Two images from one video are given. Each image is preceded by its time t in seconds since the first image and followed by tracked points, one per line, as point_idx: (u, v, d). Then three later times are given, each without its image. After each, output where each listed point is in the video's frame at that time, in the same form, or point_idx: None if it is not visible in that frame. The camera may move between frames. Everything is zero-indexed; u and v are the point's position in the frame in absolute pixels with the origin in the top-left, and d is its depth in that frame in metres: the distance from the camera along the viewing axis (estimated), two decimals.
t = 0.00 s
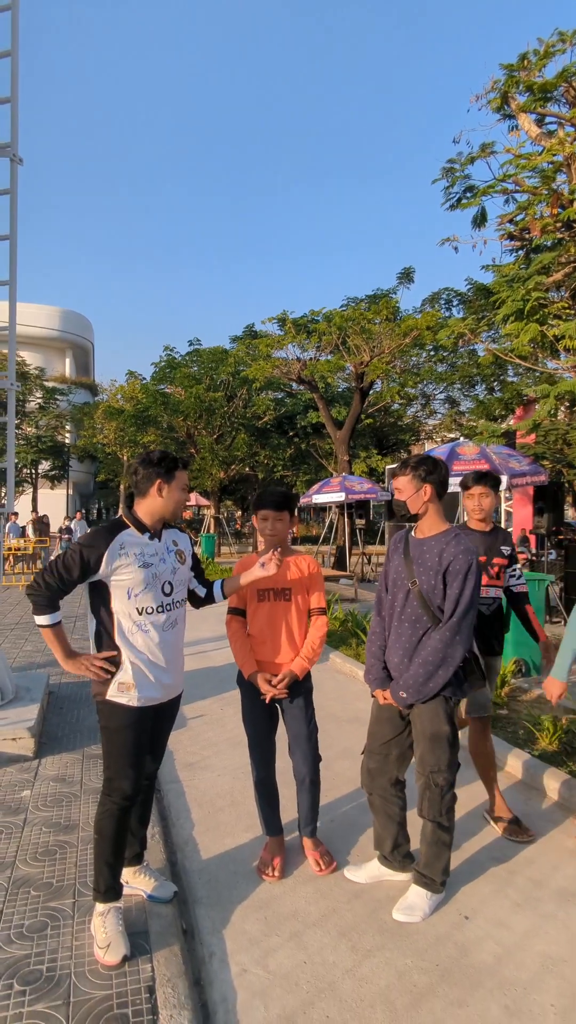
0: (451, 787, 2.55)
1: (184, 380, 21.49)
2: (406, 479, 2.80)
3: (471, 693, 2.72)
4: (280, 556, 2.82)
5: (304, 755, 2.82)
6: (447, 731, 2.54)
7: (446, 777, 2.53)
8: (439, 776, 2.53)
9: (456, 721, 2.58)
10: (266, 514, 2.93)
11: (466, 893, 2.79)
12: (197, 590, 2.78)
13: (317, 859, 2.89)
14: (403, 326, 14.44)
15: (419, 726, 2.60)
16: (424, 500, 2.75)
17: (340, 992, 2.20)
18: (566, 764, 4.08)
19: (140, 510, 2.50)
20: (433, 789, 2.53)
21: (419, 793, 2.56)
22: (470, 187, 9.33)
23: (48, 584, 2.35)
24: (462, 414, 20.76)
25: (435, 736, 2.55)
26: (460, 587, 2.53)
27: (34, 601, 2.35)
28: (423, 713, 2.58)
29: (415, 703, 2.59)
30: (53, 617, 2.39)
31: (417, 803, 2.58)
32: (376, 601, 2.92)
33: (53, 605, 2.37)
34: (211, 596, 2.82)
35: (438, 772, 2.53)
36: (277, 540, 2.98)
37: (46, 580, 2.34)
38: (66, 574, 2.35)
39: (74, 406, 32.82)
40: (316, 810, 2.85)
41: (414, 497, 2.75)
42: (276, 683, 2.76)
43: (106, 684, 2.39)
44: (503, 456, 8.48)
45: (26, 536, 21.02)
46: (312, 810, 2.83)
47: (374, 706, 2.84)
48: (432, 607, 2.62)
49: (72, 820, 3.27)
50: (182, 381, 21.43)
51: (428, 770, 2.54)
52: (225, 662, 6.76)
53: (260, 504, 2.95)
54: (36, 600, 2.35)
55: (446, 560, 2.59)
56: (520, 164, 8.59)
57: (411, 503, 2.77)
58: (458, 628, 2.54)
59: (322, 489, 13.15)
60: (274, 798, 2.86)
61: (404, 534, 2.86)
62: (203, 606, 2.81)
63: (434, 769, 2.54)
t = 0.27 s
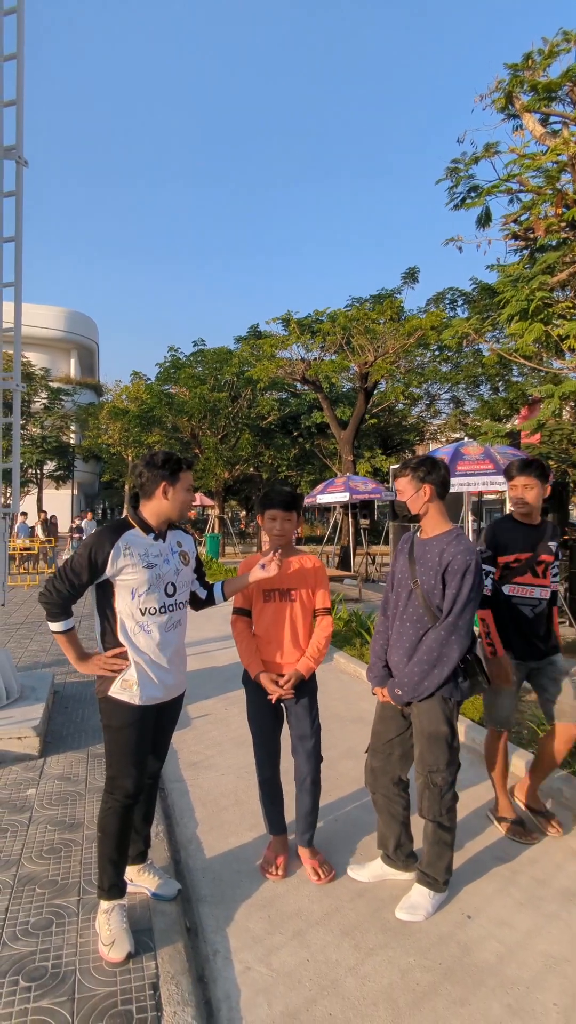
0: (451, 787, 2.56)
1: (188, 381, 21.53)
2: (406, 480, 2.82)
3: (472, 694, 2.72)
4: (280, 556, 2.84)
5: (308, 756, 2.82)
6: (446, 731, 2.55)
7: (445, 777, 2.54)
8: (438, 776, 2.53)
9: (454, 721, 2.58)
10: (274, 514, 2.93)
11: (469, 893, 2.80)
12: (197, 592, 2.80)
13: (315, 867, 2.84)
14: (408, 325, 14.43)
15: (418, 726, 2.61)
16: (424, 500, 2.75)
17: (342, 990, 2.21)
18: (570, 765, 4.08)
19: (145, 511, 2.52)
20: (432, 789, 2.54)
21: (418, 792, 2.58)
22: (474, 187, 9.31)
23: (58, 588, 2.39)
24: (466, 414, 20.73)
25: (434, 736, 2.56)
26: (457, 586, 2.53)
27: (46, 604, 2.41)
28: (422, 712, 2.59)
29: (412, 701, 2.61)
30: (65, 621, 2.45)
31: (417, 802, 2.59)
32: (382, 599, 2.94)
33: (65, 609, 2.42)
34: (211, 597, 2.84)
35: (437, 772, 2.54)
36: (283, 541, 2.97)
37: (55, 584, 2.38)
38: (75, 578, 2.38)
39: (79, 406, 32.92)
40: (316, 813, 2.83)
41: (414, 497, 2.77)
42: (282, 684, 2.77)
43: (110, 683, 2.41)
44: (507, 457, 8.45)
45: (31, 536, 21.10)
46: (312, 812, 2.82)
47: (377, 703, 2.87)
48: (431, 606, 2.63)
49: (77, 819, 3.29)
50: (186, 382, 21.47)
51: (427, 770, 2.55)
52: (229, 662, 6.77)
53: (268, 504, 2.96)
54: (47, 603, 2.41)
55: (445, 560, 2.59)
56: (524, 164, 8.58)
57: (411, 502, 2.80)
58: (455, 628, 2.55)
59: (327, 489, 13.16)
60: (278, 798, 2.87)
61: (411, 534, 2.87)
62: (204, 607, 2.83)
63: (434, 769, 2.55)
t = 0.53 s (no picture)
0: (454, 787, 2.56)
1: (192, 381, 21.55)
2: (407, 480, 2.82)
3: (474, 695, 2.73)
4: (285, 557, 2.85)
5: (310, 757, 2.82)
6: (449, 732, 2.55)
7: (448, 778, 2.54)
8: (442, 777, 2.54)
9: (457, 722, 2.58)
10: (280, 514, 2.93)
11: (471, 893, 2.80)
12: (201, 592, 2.81)
13: (318, 868, 2.84)
14: (411, 325, 14.41)
15: (421, 727, 2.61)
16: (426, 500, 2.75)
17: (345, 990, 2.21)
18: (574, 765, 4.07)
19: (149, 511, 2.53)
20: (435, 789, 2.54)
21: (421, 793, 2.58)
22: (478, 187, 9.29)
23: (68, 589, 2.39)
24: (471, 414, 20.69)
25: (437, 737, 2.56)
26: (461, 587, 2.53)
27: (54, 609, 2.41)
28: (425, 713, 2.60)
29: (416, 702, 2.60)
30: (72, 625, 2.44)
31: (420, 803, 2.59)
32: (384, 600, 2.94)
33: (73, 613, 2.42)
34: (215, 598, 2.86)
35: (441, 773, 2.54)
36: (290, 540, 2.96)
37: (63, 588, 2.38)
38: (84, 578, 2.38)
39: (84, 406, 32.97)
40: (319, 813, 2.84)
41: (416, 498, 2.77)
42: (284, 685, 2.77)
43: (112, 683, 2.41)
44: (512, 457, 8.44)
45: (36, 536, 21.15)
46: (315, 813, 2.82)
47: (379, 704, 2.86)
48: (434, 607, 2.63)
49: (81, 818, 3.30)
50: (190, 382, 21.48)
51: (431, 771, 2.56)
52: (233, 662, 6.78)
53: (274, 505, 2.97)
54: (55, 608, 2.41)
55: (449, 561, 2.59)
56: (528, 163, 8.56)
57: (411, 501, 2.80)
58: (459, 628, 2.55)
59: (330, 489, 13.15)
60: (280, 798, 2.87)
61: (413, 534, 2.87)
62: (209, 608, 2.85)
63: (437, 770, 2.55)
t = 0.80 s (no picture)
0: (460, 788, 2.55)
1: (195, 381, 21.56)
2: (412, 480, 2.82)
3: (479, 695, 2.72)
4: (289, 557, 2.84)
5: (314, 758, 2.82)
6: (455, 733, 2.55)
7: (454, 779, 2.54)
8: (448, 778, 2.53)
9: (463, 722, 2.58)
10: (284, 515, 2.92)
11: (475, 895, 2.79)
12: (205, 592, 2.81)
13: (322, 869, 2.83)
14: (415, 325, 14.39)
15: (427, 728, 2.61)
16: (433, 499, 2.75)
17: (348, 990, 2.21)
18: None
19: (155, 512, 2.53)
20: (441, 790, 2.54)
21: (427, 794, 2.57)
22: (482, 186, 9.27)
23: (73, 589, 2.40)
24: (474, 414, 20.64)
25: (443, 737, 2.56)
26: (470, 587, 2.53)
27: (59, 609, 2.42)
28: (432, 714, 2.59)
29: (423, 703, 2.59)
30: (76, 625, 2.45)
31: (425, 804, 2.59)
32: (387, 601, 2.92)
33: (77, 613, 2.42)
34: (219, 598, 2.85)
35: (447, 775, 2.54)
36: (295, 541, 2.97)
37: (68, 587, 2.39)
38: (89, 577, 2.39)
39: (87, 406, 33.01)
40: (323, 814, 2.83)
41: (422, 497, 2.77)
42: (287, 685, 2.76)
43: (115, 683, 2.41)
44: (515, 457, 8.41)
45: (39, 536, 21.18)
46: (319, 813, 2.82)
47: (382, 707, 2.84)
48: (442, 607, 2.62)
49: (85, 818, 3.31)
50: (193, 382, 21.50)
51: (437, 772, 2.55)
52: (236, 662, 6.78)
53: (278, 505, 2.94)
54: (59, 607, 2.42)
55: (456, 561, 2.59)
56: (532, 163, 8.53)
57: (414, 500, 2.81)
58: (468, 628, 2.54)
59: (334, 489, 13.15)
60: (283, 799, 2.87)
61: (416, 535, 2.86)
62: (214, 608, 2.84)
63: (443, 771, 2.54)
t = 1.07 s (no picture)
0: (463, 789, 2.55)
1: (198, 381, 21.57)
2: (424, 478, 2.78)
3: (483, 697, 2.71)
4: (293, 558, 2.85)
5: (319, 759, 2.81)
6: (458, 734, 2.54)
7: (457, 780, 2.53)
8: (451, 779, 2.53)
9: (466, 723, 2.58)
10: (289, 515, 2.92)
11: (478, 895, 2.78)
12: (209, 592, 2.81)
13: (325, 869, 2.83)
14: (418, 325, 14.38)
15: (430, 728, 2.60)
16: (439, 499, 2.75)
17: (351, 991, 2.20)
18: None
19: (158, 511, 2.53)
20: (445, 791, 2.53)
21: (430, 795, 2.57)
22: (485, 186, 9.25)
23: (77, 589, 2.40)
24: (478, 414, 20.61)
25: (446, 738, 2.55)
26: (472, 587, 2.53)
27: (62, 609, 2.42)
28: (434, 714, 2.59)
29: (427, 703, 2.58)
30: (80, 625, 2.45)
31: (428, 805, 2.58)
32: (389, 601, 2.92)
33: (81, 613, 2.42)
34: (223, 598, 2.85)
35: (450, 775, 2.53)
36: (302, 541, 2.95)
37: (71, 587, 2.39)
38: (92, 577, 2.38)
39: (90, 406, 33.04)
40: (327, 815, 2.83)
41: (428, 496, 2.75)
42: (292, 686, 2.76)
43: (118, 683, 2.41)
44: (519, 457, 8.39)
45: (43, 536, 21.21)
46: (323, 814, 2.81)
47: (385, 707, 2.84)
48: (444, 607, 2.62)
49: (88, 818, 3.31)
50: (196, 382, 21.51)
51: (440, 773, 2.55)
52: (239, 662, 6.78)
53: (284, 505, 2.94)
54: (63, 607, 2.42)
55: (459, 560, 2.58)
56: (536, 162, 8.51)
57: (428, 498, 2.76)
58: (471, 628, 2.54)
59: (336, 489, 13.15)
60: (286, 799, 2.86)
61: (419, 535, 2.85)
62: (218, 607, 2.84)
63: (446, 772, 2.54)
